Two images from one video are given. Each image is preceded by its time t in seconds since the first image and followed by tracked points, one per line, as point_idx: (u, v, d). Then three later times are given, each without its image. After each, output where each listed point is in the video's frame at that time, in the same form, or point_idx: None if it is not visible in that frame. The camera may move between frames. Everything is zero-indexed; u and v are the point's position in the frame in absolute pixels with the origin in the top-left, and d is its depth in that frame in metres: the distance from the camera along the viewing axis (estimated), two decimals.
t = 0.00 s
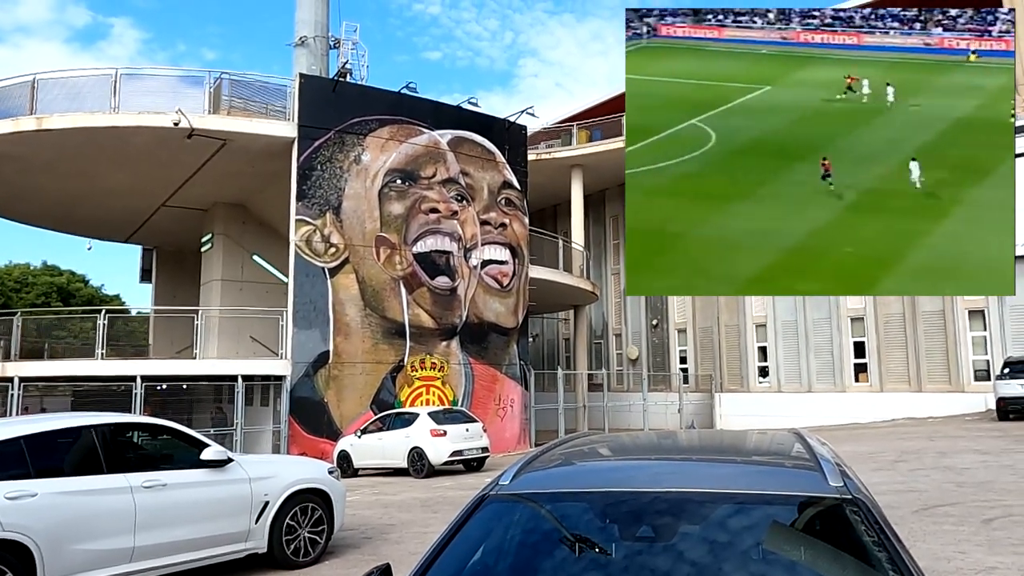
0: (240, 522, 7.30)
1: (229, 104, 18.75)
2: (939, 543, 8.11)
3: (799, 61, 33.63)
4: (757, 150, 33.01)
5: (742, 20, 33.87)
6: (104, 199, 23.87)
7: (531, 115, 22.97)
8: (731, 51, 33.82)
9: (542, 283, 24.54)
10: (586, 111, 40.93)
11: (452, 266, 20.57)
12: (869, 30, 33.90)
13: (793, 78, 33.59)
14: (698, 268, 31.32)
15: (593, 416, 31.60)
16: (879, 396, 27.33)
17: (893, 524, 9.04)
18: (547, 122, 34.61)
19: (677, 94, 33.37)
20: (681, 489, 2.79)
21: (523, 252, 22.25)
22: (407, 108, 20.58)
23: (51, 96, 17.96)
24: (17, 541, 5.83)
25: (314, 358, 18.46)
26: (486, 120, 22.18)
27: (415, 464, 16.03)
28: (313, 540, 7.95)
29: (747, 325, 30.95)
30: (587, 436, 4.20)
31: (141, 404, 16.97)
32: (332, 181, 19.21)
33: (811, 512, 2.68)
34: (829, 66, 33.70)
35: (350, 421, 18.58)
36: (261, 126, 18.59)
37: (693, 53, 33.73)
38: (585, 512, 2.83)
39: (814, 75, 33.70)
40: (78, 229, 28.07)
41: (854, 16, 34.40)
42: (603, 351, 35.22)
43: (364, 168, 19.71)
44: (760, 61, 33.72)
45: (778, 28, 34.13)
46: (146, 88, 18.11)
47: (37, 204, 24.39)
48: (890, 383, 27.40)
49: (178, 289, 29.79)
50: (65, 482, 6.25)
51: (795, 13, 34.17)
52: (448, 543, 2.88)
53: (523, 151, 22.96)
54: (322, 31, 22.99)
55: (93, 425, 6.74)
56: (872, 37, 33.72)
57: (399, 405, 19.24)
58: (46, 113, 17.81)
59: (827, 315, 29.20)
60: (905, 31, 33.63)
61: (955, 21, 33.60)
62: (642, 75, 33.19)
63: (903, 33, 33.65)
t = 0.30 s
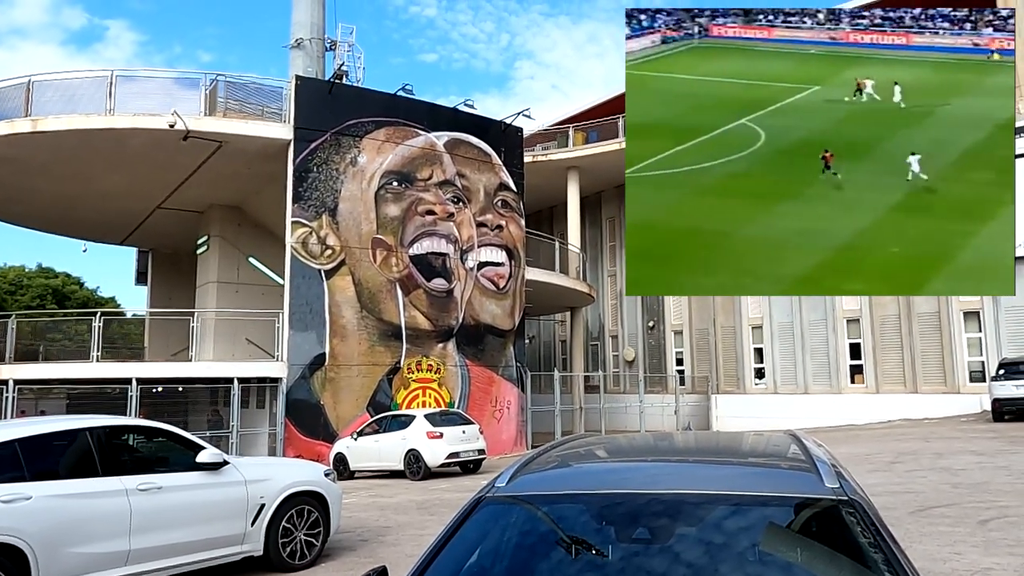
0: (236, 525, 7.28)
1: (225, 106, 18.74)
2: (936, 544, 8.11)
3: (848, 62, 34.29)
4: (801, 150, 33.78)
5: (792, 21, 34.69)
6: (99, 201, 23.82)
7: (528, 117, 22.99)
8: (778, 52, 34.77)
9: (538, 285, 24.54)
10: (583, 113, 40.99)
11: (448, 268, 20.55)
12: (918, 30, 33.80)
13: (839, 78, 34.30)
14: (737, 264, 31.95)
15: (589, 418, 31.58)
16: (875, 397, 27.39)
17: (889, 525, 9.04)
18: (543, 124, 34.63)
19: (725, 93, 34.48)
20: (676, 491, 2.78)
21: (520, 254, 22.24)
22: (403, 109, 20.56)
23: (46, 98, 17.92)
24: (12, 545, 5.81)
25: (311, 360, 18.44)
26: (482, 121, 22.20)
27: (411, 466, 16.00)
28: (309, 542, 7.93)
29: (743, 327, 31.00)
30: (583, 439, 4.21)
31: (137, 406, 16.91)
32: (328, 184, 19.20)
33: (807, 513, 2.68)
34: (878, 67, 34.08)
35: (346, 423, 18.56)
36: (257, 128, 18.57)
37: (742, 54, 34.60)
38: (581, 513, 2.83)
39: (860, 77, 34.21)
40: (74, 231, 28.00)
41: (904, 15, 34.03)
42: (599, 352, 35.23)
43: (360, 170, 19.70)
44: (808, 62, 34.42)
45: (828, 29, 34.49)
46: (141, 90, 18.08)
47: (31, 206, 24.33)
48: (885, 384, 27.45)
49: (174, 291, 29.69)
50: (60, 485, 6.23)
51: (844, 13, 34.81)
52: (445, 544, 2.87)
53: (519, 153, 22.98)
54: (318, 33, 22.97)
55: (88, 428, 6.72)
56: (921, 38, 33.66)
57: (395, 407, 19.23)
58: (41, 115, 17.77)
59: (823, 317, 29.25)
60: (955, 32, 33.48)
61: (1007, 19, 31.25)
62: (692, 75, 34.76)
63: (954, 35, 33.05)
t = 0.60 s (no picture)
0: (236, 527, 7.28)
1: (225, 108, 18.77)
2: (936, 547, 8.11)
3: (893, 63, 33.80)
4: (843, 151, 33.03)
5: (835, 21, 34.39)
6: (100, 203, 23.84)
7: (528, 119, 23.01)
8: (818, 51, 34.43)
9: (537, 287, 24.56)
10: (583, 116, 41.08)
11: (448, 270, 20.54)
12: (961, 31, 32.84)
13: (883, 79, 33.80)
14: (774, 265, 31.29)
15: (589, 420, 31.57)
16: (874, 399, 27.41)
17: (889, 528, 9.05)
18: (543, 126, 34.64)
19: (764, 93, 34.18)
20: (676, 493, 2.78)
21: (520, 256, 22.24)
22: (403, 112, 20.57)
23: (46, 99, 17.92)
24: (11, 547, 5.81)
25: (310, 362, 18.44)
26: (482, 124, 22.21)
27: (411, 468, 15.98)
28: (309, 545, 7.91)
29: (743, 329, 31.04)
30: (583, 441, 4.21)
31: (137, 407, 16.91)
32: (329, 186, 19.20)
33: (807, 516, 2.68)
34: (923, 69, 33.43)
35: (346, 425, 18.54)
36: (257, 130, 18.58)
37: (782, 53, 34.57)
38: (581, 516, 2.82)
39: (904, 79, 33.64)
40: (74, 233, 28.01)
41: (949, 15, 33.38)
42: (599, 355, 35.22)
43: (360, 172, 19.70)
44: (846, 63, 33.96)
45: (870, 29, 34.41)
46: (142, 92, 18.09)
47: (31, 208, 24.34)
48: (886, 387, 27.48)
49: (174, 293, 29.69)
50: (60, 488, 6.22)
51: (887, 15, 34.37)
52: (444, 547, 2.87)
53: (519, 155, 23.00)
54: (318, 35, 22.99)
55: (88, 429, 6.71)
56: (964, 38, 32.57)
57: (395, 410, 19.23)
58: (41, 117, 17.78)
59: (822, 319, 29.28)
60: (999, 32, 31.75)
61: None
62: (735, 74, 34.76)
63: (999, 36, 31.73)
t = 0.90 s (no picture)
0: (235, 528, 7.27)
1: (226, 109, 18.77)
2: (936, 549, 8.10)
3: (934, 65, 34.73)
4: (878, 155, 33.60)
5: (882, 22, 35.66)
6: (99, 203, 23.82)
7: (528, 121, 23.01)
8: (862, 52, 35.47)
9: (538, 289, 24.55)
10: (583, 117, 41.11)
11: (448, 271, 20.54)
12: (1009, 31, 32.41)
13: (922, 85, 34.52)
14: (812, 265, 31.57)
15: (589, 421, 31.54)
16: (874, 401, 27.41)
17: (889, 530, 9.04)
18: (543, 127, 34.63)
19: (807, 93, 35.34)
20: (675, 495, 2.77)
21: (520, 257, 22.25)
22: (403, 112, 20.57)
23: (47, 100, 17.94)
24: (10, 548, 5.81)
25: (310, 363, 18.44)
26: (482, 125, 22.20)
27: (410, 470, 15.97)
28: (308, 546, 7.91)
29: (743, 330, 31.08)
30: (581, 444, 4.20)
31: (136, 408, 16.90)
32: (329, 187, 19.22)
33: (807, 517, 2.68)
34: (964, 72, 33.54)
35: (345, 426, 18.53)
36: (258, 132, 18.60)
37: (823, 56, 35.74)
38: (581, 518, 2.82)
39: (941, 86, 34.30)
40: (73, 233, 28.00)
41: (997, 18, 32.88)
42: (599, 356, 35.16)
43: (360, 173, 19.70)
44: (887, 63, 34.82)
45: (917, 31, 35.44)
46: (142, 93, 18.09)
47: (31, 208, 24.35)
48: (885, 388, 27.50)
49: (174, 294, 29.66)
50: (59, 489, 6.21)
51: (935, 17, 35.38)
52: (443, 550, 2.86)
53: (519, 157, 23.00)
54: (319, 36, 23.00)
55: (88, 430, 6.71)
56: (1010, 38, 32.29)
57: (395, 411, 19.22)
58: (42, 117, 17.79)
59: (822, 321, 29.32)
60: None
61: None
62: (781, 74, 35.74)
63: None
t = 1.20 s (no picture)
0: (227, 528, 7.25)
1: (218, 108, 18.67)
2: (927, 549, 8.13)
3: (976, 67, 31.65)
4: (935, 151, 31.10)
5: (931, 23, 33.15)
6: (92, 202, 23.73)
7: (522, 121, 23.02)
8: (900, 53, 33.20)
9: (531, 289, 24.54)
10: (577, 118, 41.17)
11: (441, 271, 20.54)
12: None
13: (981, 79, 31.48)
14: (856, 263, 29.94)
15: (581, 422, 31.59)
16: (866, 402, 27.52)
17: (881, 530, 9.07)
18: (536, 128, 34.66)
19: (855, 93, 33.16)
20: (667, 495, 2.77)
21: (513, 258, 22.23)
22: (396, 112, 20.54)
23: (38, 98, 17.85)
24: None
25: (303, 363, 18.39)
26: (476, 126, 22.19)
27: (403, 470, 15.95)
28: (300, 546, 7.89)
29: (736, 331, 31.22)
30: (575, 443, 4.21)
31: (128, 408, 16.85)
32: (322, 186, 19.19)
33: (798, 518, 2.69)
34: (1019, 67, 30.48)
35: (338, 426, 18.49)
36: (251, 131, 18.54)
37: (873, 54, 33.49)
38: (573, 517, 2.82)
39: (1012, 78, 30.82)
40: (65, 232, 27.89)
41: None
42: (592, 357, 35.16)
43: (353, 173, 19.68)
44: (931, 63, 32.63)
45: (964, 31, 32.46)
46: (134, 91, 18.01)
47: (23, 207, 24.23)
48: (877, 390, 27.62)
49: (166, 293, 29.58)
50: (49, 488, 6.18)
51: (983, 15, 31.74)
52: (435, 549, 2.86)
53: (513, 157, 22.98)
54: (312, 35, 22.96)
55: (78, 430, 6.67)
56: None
57: (388, 410, 19.19)
58: (33, 115, 17.71)
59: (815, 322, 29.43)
60: None
61: None
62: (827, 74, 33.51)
63: None
